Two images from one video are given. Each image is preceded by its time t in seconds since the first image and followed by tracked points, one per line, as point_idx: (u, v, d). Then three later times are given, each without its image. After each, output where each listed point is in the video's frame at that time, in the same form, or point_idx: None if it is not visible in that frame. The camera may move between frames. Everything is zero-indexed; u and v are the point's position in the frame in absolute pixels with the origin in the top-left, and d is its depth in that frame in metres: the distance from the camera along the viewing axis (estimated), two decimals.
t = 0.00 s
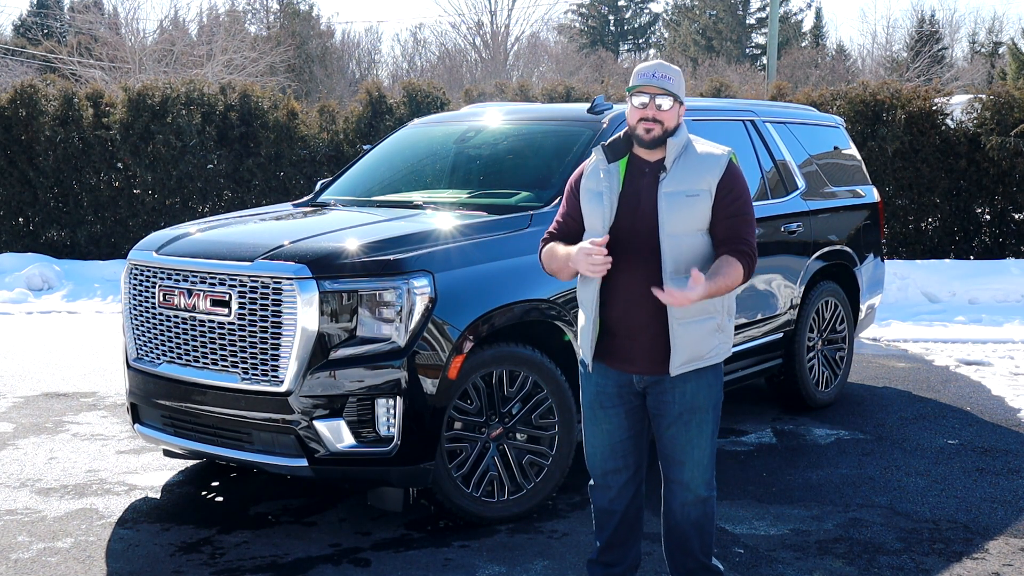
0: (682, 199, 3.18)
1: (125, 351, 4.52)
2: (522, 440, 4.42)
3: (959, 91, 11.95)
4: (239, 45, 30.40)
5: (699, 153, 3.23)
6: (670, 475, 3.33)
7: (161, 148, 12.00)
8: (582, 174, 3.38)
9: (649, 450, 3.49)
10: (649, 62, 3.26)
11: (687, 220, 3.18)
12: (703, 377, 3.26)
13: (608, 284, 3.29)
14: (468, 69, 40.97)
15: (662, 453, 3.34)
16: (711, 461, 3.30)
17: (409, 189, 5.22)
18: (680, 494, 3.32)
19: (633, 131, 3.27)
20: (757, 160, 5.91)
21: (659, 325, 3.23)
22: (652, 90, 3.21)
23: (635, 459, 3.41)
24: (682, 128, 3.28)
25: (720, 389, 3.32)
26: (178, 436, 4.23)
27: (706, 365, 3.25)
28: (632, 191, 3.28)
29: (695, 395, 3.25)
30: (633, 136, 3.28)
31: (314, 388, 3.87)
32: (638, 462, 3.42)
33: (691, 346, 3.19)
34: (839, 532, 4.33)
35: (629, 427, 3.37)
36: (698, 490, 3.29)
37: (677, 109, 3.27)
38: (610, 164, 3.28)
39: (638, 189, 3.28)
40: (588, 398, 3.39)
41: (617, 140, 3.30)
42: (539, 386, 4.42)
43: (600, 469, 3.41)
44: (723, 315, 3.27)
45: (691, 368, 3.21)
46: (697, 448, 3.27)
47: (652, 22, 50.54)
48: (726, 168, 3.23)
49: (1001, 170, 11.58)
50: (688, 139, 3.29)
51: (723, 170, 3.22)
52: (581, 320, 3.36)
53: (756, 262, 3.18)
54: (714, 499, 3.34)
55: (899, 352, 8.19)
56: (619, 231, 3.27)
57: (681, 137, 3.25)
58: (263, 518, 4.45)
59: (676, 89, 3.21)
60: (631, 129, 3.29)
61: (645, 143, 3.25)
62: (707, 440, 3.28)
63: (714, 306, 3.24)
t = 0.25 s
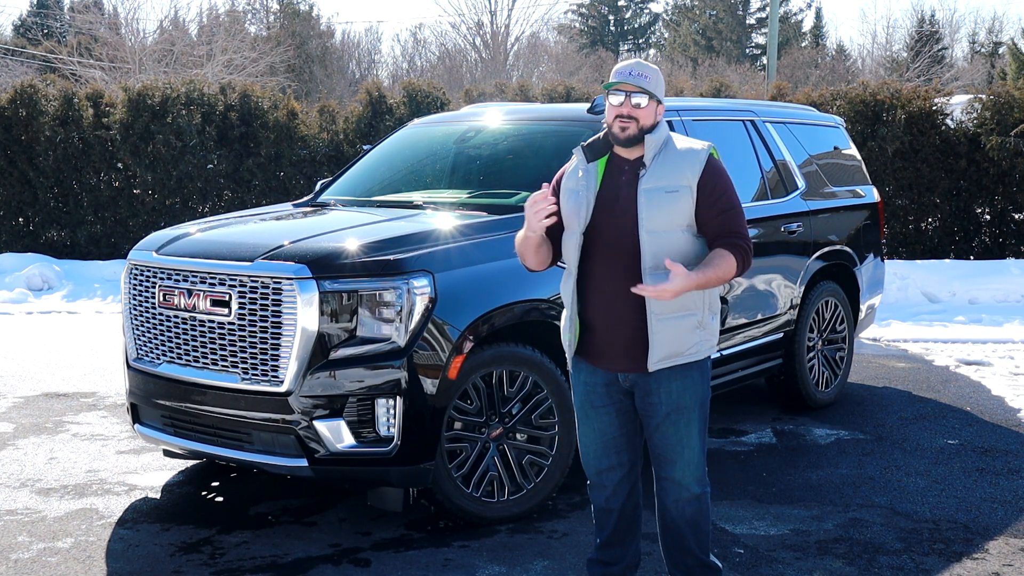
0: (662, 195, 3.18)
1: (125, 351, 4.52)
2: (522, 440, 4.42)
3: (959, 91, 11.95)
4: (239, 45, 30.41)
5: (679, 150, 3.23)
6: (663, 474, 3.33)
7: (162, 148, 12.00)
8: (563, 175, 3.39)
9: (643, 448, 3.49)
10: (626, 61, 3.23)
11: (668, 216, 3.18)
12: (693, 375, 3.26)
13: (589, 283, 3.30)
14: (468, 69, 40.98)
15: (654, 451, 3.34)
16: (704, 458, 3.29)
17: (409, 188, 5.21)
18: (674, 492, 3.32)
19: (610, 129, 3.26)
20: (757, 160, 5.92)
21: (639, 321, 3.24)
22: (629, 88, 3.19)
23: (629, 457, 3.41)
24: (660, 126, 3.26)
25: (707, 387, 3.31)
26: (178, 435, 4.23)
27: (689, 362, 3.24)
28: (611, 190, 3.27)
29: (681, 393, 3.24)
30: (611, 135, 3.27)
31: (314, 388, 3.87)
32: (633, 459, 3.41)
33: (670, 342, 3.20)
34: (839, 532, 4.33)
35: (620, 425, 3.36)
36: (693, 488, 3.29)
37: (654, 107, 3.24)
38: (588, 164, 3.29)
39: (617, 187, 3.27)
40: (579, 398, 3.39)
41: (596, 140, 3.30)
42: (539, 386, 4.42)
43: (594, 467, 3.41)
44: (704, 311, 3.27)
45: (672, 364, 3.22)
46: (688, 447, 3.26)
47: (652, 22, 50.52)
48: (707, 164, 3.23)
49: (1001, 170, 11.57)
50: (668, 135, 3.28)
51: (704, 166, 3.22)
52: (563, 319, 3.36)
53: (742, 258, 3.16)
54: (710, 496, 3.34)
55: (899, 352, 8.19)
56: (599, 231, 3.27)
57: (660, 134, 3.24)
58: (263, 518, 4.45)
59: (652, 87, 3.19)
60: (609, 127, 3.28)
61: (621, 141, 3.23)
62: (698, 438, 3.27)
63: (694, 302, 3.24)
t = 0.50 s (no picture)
0: (653, 198, 3.18)
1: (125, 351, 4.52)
2: (522, 440, 4.42)
3: (959, 91, 11.95)
4: (239, 45, 30.42)
5: (670, 153, 3.23)
6: (655, 473, 3.32)
7: (162, 148, 12.00)
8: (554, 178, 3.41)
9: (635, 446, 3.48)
10: (617, 65, 3.27)
11: (659, 220, 3.18)
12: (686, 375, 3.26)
13: (580, 285, 3.30)
14: (468, 69, 40.98)
15: (645, 452, 3.33)
16: (695, 458, 3.28)
17: (409, 188, 5.22)
18: (666, 491, 3.31)
19: (602, 132, 3.28)
20: (757, 160, 5.92)
21: (630, 323, 3.24)
22: (619, 91, 3.22)
23: (621, 455, 3.41)
24: (651, 128, 3.27)
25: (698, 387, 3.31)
26: (178, 436, 4.23)
27: (679, 363, 3.25)
28: (602, 193, 3.29)
29: (671, 392, 3.24)
30: (602, 138, 3.29)
31: (314, 388, 3.87)
32: (625, 458, 3.41)
33: (662, 345, 3.20)
34: (839, 532, 4.33)
35: (612, 425, 3.36)
36: (686, 488, 3.28)
37: (645, 110, 3.27)
38: (579, 167, 3.31)
39: (607, 190, 3.29)
40: (570, 400, 3.38)
41: (587, 143, 3.34)
42: (539, 386, 4.43)
43: (586, 467, 3.41)
44: (693, 314, 3.28)
45: (662, 365, 3.22)
46: (678, 446, 3.26)
47: (652, 22, 50.51)
48: (697, 166, 3.23)
49: (1001, 170, 11.57)
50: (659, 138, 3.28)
51: (695, 169, 3.21)
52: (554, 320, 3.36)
53: (729, 259, 3.18)
54: (704, 495, 3.33)
55: (899, 352, 8.19)
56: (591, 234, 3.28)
57: (649, 137, 3.24)
58: (262, 518, 4.45)
59: (642, 90, 3.22)
60: (601, 130, 3.30)
61: (613, 144, 3.25)
62: (689, 438, 3.26)
63: (684, 304, 3.25)
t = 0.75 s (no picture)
0: (654, 204, 3.18)
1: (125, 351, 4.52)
2: (522, 440, 4.43)
3: (959, 91, 11.95)
4: (239, 45, 30.43)
5: (674, 159, 3.23)
6: (650, 473, 3.32)
7: (162, 148, 11.99)
8: (555, 170, 3.39)
9: (631, 445, 3.48)
10: (638, 65, 3.23)
11: (658, 225, 3.17)
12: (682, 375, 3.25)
13: (575, 284, 3.29)
14: (468, 69, 40.99)
15: (639, 451, 3.33)
16: (689, 456, 3.28)
17: (409, 188, 5.22)
18: (661, 491, 3.31)
19: (613, 131, 3.25)
20: (757, 160, 5.92)
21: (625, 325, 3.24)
22: (638, 93, 3.19)
23: (616, 454, 3.41)
24: (659, 134, 3.27)
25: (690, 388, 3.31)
26: (178, 436, 4.23)
27: (671, 368, 3.25)
28: (603, 191, 3.28)
29: (662, 392, 3.24)
30: (612, 136, 3.27)
31: (314, 388, 3.86)
32: (619, 456, 3.41)
33: (656, 348, 3.20)
34: (839, 532, 4.33)
35: (607, 423, 3.36)
36: (681, 487, 3.28)
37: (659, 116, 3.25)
38: (582, 163, 3.30)
39: (608, 190, 3.28)
40: (563, 398, 3.38)
41: (592, 140, 3.32)
42: (539, 386, 4.43)
43: (581, 466, 3.40)
44: (687, 319, 3.28)
45: (655, 369, 3.21)
46: (671, 445, 3.25)
47: (652, 22, 50.49)
48: (698, 175, 3.23)
49: (1001, 170, 11.57)
50: (664, 144, 3.28)
51: (696, 176, 3.22)
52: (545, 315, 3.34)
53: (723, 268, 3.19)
54: (699, 494, 3.32)
55: (899, 352, 8.19)
56: (589, 233, 3.27)
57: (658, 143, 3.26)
58: (263, 518, 4.45)
59: (659, 95, 3.20)
60: (611, 128, 3.27)
61: (623, 145, 3.23)
62: (682, 437, 3.26)
63: (678, 308, 3.25)
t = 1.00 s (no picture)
0: (656, 219, 3.17)
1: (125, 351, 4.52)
2: (522, 440, 4.42)
3: (959, 91, 11.95)
4: (239, 45, 30.44)
5: (676, 171, 3.22)
6: (644, 474, 3.32)
7: (162, 148, 11.99)
8: (556, 173, 3.38)
9: (626, 445, 3.48)
10: (641, 74, 3.22)
11: (659, 241, 3.18)
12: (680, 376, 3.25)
13: (574, 289, 3.29)
14: (468, 69, 41.00)
15: (635, 452, 3.33)
16: (684, 458, 3.28)
17: (409, 188, 5.22)
18: (656, 492, 3.31)
19: (616, 140, 3.24)
20: (757, 160, 5.92)
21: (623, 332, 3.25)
22: (641, 104, 3.17)
23: (612, 455, 3.41)
24: (661, 143, 3.26)
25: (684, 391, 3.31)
26: (178, 436, 4.23)
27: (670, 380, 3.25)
28: (604, 198, 3.27)
29: (654, 395, 3.23)
30: (614, 144, 3.26)
31: (314, 388, 3.87)
32: (615, 457, 3.41)
33: (658, 361, 3.19)
34: (839, 532, 4.33)
35: (602, 424, 3.36)
36: (677, 489, 3.28)
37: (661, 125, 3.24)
38: (585, 169, 3.28)
39: (609, 197, 3.27)
40: (558, 397, 3.38)
41: (595, 146, 3.31)
42: (539, 386, 4.43)
43: (576, 466, 3.40)
44: (686, 331, 3.29)
45: (656, 382, 3.21)
46: (664, 447, 3.25)
47: (652, 22, 50.47)
48: (700, 188, 3.23)
49: (1001, 170, 11.57)
50: (667, 154, 3.28)
51: (697, 190, 3.22)
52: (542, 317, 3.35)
53: (721, 283, 3.20)
54: (695, 495, 3.32)
55: (899, 352, 8.19)
56: (589, 240, 3.27)
57: (660, 153, 3.25)
58: (263, 518, 4.45)
59: (663, 105, 3.20)
60: (614, 136, 3.26)
61: (626, 155, 3.22)
62: (677, 439, 3.26)
63: (678, 321, 3.25)
